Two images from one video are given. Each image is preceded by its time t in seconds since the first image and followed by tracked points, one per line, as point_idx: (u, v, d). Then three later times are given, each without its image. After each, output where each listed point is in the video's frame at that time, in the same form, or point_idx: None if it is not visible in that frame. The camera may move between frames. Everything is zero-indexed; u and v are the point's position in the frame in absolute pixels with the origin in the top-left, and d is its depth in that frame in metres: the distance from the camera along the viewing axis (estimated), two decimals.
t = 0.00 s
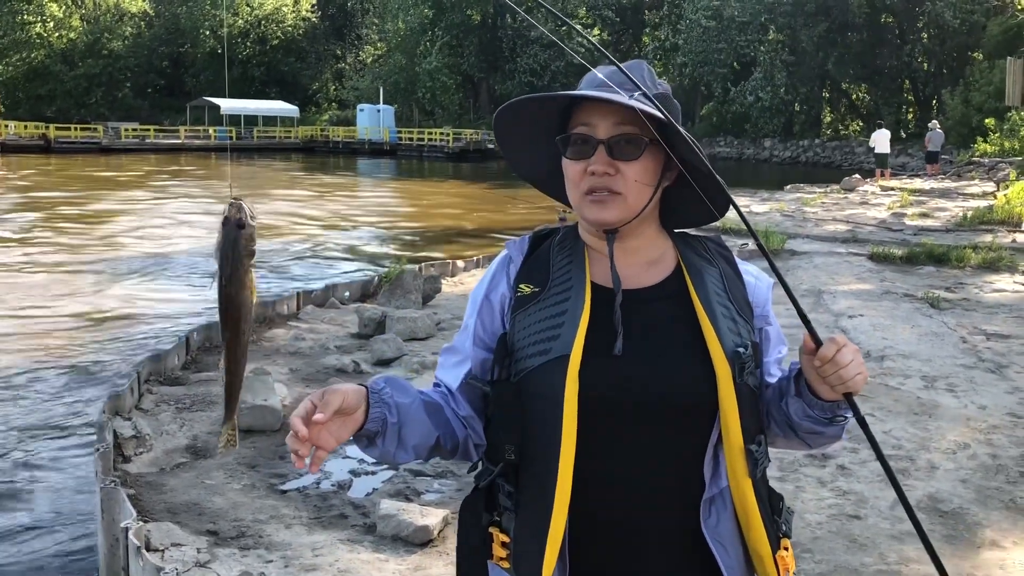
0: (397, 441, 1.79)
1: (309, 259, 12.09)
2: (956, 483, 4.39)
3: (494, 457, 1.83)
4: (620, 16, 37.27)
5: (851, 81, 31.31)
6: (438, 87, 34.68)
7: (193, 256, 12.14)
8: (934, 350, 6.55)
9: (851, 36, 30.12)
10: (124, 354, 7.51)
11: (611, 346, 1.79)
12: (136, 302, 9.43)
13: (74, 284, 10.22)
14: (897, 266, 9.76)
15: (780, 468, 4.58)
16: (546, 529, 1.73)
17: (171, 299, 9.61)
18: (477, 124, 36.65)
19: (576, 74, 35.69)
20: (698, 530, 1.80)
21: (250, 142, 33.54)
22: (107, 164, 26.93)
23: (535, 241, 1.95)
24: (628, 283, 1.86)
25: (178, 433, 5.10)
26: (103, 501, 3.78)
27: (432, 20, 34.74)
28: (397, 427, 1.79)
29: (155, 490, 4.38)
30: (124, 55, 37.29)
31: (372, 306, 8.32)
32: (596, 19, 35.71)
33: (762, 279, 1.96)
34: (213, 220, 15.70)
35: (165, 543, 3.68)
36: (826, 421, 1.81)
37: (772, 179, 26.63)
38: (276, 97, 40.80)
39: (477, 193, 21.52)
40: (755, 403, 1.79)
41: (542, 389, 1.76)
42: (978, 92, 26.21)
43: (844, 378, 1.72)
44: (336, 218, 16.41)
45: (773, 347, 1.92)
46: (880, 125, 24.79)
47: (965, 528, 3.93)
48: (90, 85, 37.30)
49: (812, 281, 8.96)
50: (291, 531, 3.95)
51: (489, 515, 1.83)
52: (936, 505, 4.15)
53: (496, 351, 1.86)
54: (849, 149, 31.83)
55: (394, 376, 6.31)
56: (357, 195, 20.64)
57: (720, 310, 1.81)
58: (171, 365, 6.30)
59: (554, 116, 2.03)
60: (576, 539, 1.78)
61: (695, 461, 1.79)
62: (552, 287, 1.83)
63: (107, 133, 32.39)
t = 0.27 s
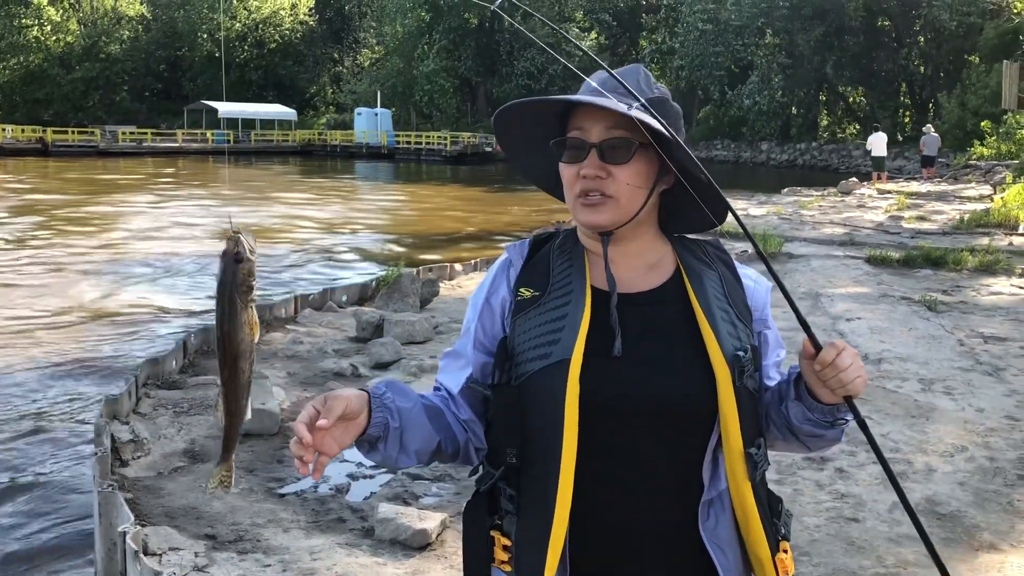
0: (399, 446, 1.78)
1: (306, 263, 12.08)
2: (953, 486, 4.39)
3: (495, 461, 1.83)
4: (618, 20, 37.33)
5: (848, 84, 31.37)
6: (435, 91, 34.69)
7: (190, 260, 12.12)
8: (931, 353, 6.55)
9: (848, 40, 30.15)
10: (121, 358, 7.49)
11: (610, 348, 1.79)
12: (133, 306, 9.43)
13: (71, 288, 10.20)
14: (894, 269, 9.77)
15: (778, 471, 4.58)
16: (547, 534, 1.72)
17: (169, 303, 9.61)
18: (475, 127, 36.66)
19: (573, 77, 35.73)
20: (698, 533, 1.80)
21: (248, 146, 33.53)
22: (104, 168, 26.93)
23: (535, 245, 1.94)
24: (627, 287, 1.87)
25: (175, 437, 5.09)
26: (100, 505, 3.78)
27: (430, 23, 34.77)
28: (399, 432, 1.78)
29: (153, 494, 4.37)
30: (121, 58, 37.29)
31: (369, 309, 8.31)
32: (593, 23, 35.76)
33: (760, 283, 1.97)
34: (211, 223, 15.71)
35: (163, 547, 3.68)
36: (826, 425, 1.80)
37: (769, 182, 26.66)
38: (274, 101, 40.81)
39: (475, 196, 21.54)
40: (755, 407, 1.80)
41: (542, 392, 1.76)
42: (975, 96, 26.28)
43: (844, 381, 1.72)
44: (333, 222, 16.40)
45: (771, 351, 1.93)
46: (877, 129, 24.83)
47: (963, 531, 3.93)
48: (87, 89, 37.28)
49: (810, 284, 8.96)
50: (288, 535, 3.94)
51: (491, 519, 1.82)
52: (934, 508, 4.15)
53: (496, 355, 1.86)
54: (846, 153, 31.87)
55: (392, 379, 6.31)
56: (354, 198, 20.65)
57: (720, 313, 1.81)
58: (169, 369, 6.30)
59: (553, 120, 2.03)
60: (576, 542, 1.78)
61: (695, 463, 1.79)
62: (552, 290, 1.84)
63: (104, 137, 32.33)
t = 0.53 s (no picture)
0: (403, 447, 1.78)
1: (306, 266, 12.08)
2: (953, 488, 4.39)
3: (498, 462, 1.83)
4: (617, 23, 37.39)
5: (847, 87, 31.37)
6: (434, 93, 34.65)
7: (190, 262, 12.12)
8: (931, 356, 6.55)
9: (847, 43, 30.15)
10: (121, 361, 7.50)
11: (613, 350, 1.80)
12: (133, 308, 9.42)
13: (71, 291, 10.20)
14: (894, 271, 9.78)
15: (778, 473, 4.58)
16: (549, 536, 1.72)
17: (168, 306, 9.60)
18: (475, 130, 36.66)
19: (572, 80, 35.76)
20: (697, 534, 1.80)
21: (247, 149, 33.53)
22: (104, 171, 26.93)
23: (537, 247, 1.95)
24: (628, 289, 1.87)
25: (175, 439, 5.09)
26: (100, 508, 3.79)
27: (429, 26, 34.81)
28: (404, 434, 1.78)
29: (153, 497, 4.37)
30: (121, 61, 37.31)
31: (369, 312, 8.31)
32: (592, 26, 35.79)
33: (761, 285, 1.97)
34: (210, 226, 15.71)
35: (163, 549, 3.68)
36: (829, 426, 1.81)
37: (768, 185, 26.66)
38: (274, 104, 40.84)
39: (474, 199, 21.55)
40: (756, 408, 1.80)
41: (544, 392, 1.76)
42: (974, 98, 26.29)
43: (847, 386, 1.72)
44: (332, 224, 16.40)
45: (770, 353, 1.93)
46: (877, 131, 24.79)
47: (963, 533, 3.93)
48: (87, 92, 37.28)
49: (809, 286, 8.97)
50: (288, 537, 3.94)
51: (493, 520, 1.82)
52: (933, 510, 4.16)
53: (499, 357, 1.86)
54: (845, 155, 31.85)
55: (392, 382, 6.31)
56: (354, 201, 20.65)
57: (722, 315, 1.82)
58: (169, 371, 6.30)
59: (555, 123, 2.03)
60: (578, 543, 1.78)
61: (696, 464, 1.79)
62: (555, 292, 1.84)
63: (104, 140, 32.31)
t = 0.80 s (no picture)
0: (408, 450, 1.78)
1: (307, 267, 12.08)
2: (954, 490, 4.39)
3: (501, 463, 1.83)
4: (617, 24, 37.43)
5: (848, 88, 31.37)
6: (435, 95, 34.63)
7: (190, 264, 12.11)
8: (931, 357, 6.55)
9: (848, 44, 30.18)
10: (122, 363, 7.50)
11: (615, 351, 1.80)
12: (133, 310, 9.42)
13: (71, 293, 10.20)
14: (895, 273, 9.78)
15: (778, 475, 4.59)
16: (552, 538, 1.72)
17: (169, 307, 9.61)
18: (475, 132, 36.67)
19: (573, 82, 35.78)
20: (699, 534, 1.80)
21: (248, 151, 33.53)
22: (104, 172, 26.94)
23: (540, 249, 1.95)
24: (631, 291, 1.87)
25: (176, 441, 5.09)
26: (100, 510, 3.79)
27: (429, 28, 34.82)
28: (409, 435, 1.78)
29: (153, 498, 4.38)
30: (121, 63, 37.31)
31: (370, 314, 8.30)
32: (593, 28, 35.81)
33: (762, 287, 1.97)
34: (211, 228, 15.72)
35: (164, 551, 3.68)
36: (831, 428, 1.81)
37: (769, 186, 26.66)
38: (274, 106, 40.86)
39: (475, 200, 21.55)
40: (758, 409, 1.80)
41: (547, 393, 1.76)
42: (974, 99, 26.29)
43: (850, 387, 1.72)
44: (333, 226, 16.41)
45: (770, 354, 1.93)
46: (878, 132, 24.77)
47: (964, 535, 3.93)
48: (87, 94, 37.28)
49: (810, 288, 8.97)
50: (289, 539, 3.94)
51: (496, 521, 1.82)
52: (934, 511, 4.16)
53: (502, 357, 1.87)
54: (845, 156, 31.83)
55: (392, 385, 6.30)
56: (354, 203, 20.66)
57: (724, 317, 1.82)
58: (170, 373, 6.30)
59: (559, 124, 2.03)
60: (579, 545, 1.79)
61: (698, 463, 1.79)
62: (558, 293, 1.84)
63: (105, 142, 32.29)
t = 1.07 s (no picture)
0: (410, 451, 1.78)
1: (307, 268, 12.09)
2: (954, 490, 4.39)
3: (501, 464, 1.83)
4: (617, 26, 37.50)
5: (848, 89, 31.39)
6: (435, 96, 34.64)
7: (191, 265, 12.14)
8: (931, 358, 6.55)
9: (847, 45, 30.22)
10: (123, 364, 7.51)
11: (614, 352, 1.80)
12: (133, 312, 9.42)
13: (72, 294, 10.22)
14: (895, 273, 9.78)
15: (779, 476, 4.58)
16: (552, 537, 1.72)
17: (169, 309, 9.61)
18: (476, 133, 36.69)
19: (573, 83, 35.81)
20: (699, 534, 1.80)
21: (248, 152, 33.61)
22: (104, 174, 26.96)
23: (539, 251, 1.95)
24: (630, 292, 1.87)
25: (176, 443, 5.09)
26: (101, 511, 3.79)
27: (430, 29, 34.86)
28: (412, 437, 1.78)
29: (154, 500, 4.37)
30: (121, 65, 37.34)
31: (370, 315, 8.31)
32: (593, 29, 35.86)
33: (760, 289, 1.98)
34: (211, 229, 15.72)
35: (164, 553, 3.68)
36: (829, 429, 1.81)
37: (769, 187, 26.69)
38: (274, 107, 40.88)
39: (475, 202, 21.56)
40: (757, 409, 1.80)
41: (548, 394, 1.76)
42: (974, 100, 26.31)
43: (849, 388, 1.72)
44: (333, 228, 16.41)
45: (769, 355, 1.93)
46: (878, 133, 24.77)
47: (964, 535, 3.93)
48: (88, 96, 37.31)
49: (810, 289, 8.97)
50: (289, 540, 3.94)
51: (497, 522, 1.82)
52: (934, 512, 4.15)
53: (501, 359, 1.86)
54: (845, 157, 31.84)
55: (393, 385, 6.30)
56: (355, 204, 20.67)
57: (724, 319, 1.81)
58: (170, 374, 6.30)
59: (558, 125, 2.03)
60: (579, 546, 1.78)
61: (695, 464, 1.79)
62: (557, 295, 1.84)
63: (105, 143, 32.38)
